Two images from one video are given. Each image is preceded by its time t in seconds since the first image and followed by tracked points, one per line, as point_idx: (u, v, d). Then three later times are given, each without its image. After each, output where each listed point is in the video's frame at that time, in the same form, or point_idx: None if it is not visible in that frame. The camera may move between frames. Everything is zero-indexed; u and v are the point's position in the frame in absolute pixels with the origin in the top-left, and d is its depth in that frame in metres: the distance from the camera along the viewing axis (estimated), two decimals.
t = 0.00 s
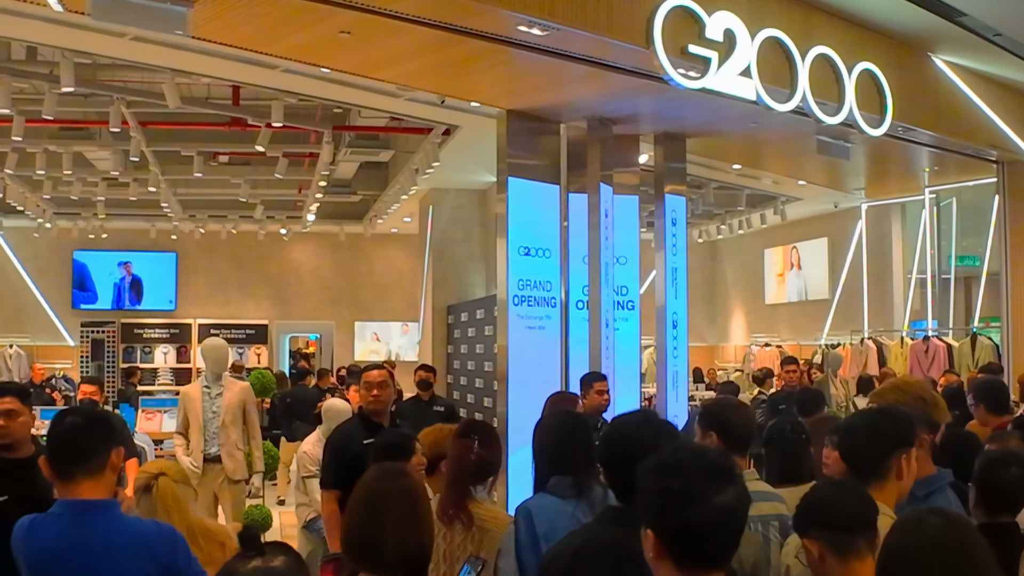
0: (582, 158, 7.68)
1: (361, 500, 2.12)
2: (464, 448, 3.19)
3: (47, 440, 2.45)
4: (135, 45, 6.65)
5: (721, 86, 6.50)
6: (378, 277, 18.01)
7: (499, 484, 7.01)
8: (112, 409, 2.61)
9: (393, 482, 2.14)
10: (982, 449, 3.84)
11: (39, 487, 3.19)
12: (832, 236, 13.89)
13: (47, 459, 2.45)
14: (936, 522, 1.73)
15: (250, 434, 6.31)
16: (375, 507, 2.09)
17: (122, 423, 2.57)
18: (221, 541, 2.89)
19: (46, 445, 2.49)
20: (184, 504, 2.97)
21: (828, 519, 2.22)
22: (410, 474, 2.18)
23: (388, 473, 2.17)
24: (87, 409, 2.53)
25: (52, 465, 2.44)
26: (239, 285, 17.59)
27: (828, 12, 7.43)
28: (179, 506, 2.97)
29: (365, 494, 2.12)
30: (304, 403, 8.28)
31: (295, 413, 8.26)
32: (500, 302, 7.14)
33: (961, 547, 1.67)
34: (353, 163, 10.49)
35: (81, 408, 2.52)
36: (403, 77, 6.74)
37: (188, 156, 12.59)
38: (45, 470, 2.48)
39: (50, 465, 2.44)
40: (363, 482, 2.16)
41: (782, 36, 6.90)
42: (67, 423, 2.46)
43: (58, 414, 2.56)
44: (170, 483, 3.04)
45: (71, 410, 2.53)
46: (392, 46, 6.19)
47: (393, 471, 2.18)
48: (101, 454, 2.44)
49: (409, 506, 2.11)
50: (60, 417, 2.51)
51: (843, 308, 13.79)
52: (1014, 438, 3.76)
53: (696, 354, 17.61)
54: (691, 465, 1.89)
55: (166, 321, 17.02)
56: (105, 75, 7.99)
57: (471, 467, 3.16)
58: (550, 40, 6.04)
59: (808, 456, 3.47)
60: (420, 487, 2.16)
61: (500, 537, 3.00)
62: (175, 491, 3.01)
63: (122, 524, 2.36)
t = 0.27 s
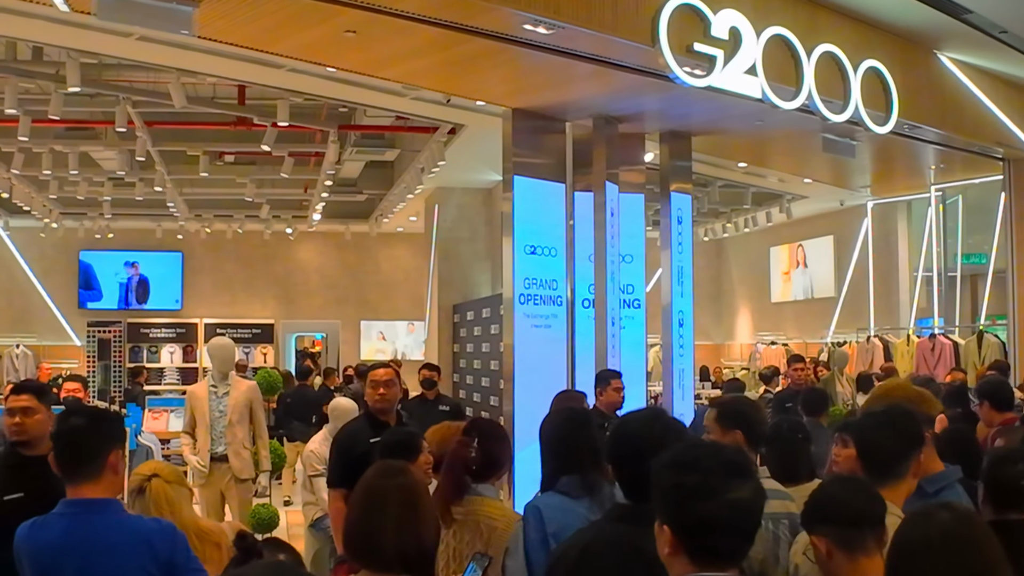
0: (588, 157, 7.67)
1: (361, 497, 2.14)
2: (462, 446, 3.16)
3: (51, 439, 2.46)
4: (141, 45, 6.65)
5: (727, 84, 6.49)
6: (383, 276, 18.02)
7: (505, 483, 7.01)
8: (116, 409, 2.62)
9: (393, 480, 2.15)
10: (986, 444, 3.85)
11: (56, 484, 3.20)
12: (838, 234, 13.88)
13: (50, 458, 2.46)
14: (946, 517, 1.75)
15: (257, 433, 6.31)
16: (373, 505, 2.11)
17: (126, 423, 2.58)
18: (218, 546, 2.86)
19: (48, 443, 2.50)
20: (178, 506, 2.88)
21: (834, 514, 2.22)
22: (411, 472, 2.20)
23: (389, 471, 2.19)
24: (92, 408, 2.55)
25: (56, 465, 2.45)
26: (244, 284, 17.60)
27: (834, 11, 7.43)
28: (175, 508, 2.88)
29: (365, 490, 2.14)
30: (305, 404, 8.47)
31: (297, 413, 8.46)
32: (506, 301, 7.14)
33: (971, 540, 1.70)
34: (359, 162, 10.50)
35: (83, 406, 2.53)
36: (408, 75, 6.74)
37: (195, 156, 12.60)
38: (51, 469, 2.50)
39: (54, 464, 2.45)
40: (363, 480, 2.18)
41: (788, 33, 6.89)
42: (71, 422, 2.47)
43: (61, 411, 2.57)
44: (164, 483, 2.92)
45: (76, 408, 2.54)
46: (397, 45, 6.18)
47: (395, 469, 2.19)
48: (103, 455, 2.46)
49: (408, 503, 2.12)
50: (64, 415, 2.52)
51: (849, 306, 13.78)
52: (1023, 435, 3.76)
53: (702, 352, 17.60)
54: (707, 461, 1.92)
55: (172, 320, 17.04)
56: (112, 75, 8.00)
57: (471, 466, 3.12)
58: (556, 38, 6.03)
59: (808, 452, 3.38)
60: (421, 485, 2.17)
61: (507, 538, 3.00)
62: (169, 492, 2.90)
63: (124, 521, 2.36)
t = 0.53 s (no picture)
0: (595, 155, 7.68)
1: (368, 493, 2.15)
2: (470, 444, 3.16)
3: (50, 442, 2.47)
4: (150, 45, 6.66)
5: (734, 82, 6.49)
6: (389, 276, 18.02)
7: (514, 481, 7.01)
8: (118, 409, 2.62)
9: (401, 477, 2.16)
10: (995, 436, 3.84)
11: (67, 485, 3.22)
12: (846, 232, 13.87)
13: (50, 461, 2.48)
14: (960, 512, 1.75)
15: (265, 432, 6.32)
16: (377, 502, 2.12)
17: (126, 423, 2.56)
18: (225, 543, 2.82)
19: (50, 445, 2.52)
20: (186, 501, 2.88)
21: (847, 509, 2.20)
22: (417, 468, 2.21)
23: (396, 468, 2.20)
24: (90, 408, 2.54)
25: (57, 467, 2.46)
26: (249, 285, 17.61)
27: (841, 8, 7.43)
28: (182, 503, 2.87)
29: (372, 486, 2.16)
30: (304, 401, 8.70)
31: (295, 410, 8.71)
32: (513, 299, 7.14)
33: (982, 533, 1.70)
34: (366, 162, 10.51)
35: (81, 408, 2.53)
36: (416, 75, 6.75)
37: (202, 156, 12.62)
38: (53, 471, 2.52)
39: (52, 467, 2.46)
40: (370, 476, 2.20)
41: (795, 31, 6.88)
42: (66, 426, 2.48)
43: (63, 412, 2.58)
44: (172, 479, 2.93)
45: (75, 410, 2.54)
46: (404, 44, 6.19)
47: (403, 465, 2.21)
48: (96, 456, 2.44)
49: (413, 499, 2.13)
50: (62, 417, 2.52)
51: (857, 304, 13.77)
52: None
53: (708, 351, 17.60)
54: (724, 457, 2.01)
55: (178, 320, 17.06)
56: (121, 75, 8.02)
57: (480, 462, 3.12)
58: (563, 37, 6.03)
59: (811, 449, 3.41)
60: (426, 481, 2.18)
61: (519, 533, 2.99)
62: (177, 487, 2.91)
63: (115, 519, 2.35)
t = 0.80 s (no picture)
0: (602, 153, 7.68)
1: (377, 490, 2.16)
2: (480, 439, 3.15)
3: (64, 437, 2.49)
4: (157, 45, 6.67)
5: (740, 80, 6.48)
6: (395, 275, 18.02)
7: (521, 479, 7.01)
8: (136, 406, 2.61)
9: (411, 474, 2.17)
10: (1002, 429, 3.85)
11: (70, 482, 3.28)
12: (853, 230, 13.86)
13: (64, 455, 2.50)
14: (978, 507, 1.73)
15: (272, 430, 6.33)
16: (386, 500, 2.13)
17: (141, 420, 2.55)
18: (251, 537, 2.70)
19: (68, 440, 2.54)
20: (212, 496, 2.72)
21: (854, 505, 2.19)
22: (426, 466, 2.21)
23: (406, 465, 2.21)
24: (103, 404, 2.54)
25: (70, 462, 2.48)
26: (255, 285, 17.63)
27: (847, 5, 7.42)
28: (204, 500, 2.72)
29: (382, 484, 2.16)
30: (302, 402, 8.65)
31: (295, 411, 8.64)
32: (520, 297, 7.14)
33: (1001, 532, 1.68)
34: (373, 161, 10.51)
35: (96, 404, 2.54)
36: (423, 73, 6.75)
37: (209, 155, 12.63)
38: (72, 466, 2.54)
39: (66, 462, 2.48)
40: (380, 473, 2.20)
41: (801, 29, 6.88)
42: (79, 421, 2.49)
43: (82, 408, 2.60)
44: (201, 469, 2.79)
45: (90, 406, 2.55)
46: (411, 42, 6.19)
47: (412, 462, 2.22)
48: (106, 451, 2.43)
49: (421, 497, 2.13)
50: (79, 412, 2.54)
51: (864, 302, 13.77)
52: None
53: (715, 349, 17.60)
54: (734, 451, 2.00)
55: (185, 319, 17.09)
56: (128, 74, 8.05)
57: (491, 458, 3.11)
58: (569, 35, 6.03)
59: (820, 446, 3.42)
60: (434, 478, 2.18)
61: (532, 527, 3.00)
62: (202, 480, 2.75)
63: (120, 517, 2.33)
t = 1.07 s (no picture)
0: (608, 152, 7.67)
1: (389, 486, 2.14)
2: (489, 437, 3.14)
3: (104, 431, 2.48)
4: (163, 43, 6.68)
5: (746, 77, 6.48)
6: (400, 274, 18.02)
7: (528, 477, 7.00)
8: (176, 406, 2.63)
9: (425, 469, 2.15)
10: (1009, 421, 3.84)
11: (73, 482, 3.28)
12: (859, 228, 13.85)
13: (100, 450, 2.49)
14: (988, 503, 1.64)
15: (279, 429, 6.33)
16: (399, 497, 2.11)
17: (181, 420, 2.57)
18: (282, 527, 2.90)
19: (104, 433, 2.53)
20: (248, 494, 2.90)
21: (862, 501, 2.18)
22: (441, 463, 2.20)
23: (420, 461, 2.19)
24: (145, 401, 2.55)
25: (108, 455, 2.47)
26: (260, 284, 17.64)
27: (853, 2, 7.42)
28: (238, 494, 2.90)
29: (394, 480, 2.15)
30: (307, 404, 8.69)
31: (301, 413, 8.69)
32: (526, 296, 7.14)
33: (1013, 527, 1.60)
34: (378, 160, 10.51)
35: (139, 400, 2.55)
36: (429, 71, 6.75)
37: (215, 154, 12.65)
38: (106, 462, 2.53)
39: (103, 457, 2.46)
40: (392, 469, 2.18)
41: (807, 26, 6.87)
42: (120, 415, 2.49)
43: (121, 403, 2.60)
44: (237, 463, 2.95)
45: (131, 402, 2.55)
46: (417, 40, 6.19)
47: (425, 458, 2.19)
48: (149, 449, 2.44)
49: (433, 492, 2.11)
50: (118, 407, 2.54)
51: (870, 299, 13.75)
52: None
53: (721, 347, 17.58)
54: (739, 444, 1.95)
55: (191, 319, 17.11)
56: (134, 74, 8.06)
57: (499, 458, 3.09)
58: (575, 32, 6.03)
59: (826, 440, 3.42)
60: (450, 474, 2.16)
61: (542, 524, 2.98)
62: (239, 475, 2.91)
63: (163, 516, 2.33)
